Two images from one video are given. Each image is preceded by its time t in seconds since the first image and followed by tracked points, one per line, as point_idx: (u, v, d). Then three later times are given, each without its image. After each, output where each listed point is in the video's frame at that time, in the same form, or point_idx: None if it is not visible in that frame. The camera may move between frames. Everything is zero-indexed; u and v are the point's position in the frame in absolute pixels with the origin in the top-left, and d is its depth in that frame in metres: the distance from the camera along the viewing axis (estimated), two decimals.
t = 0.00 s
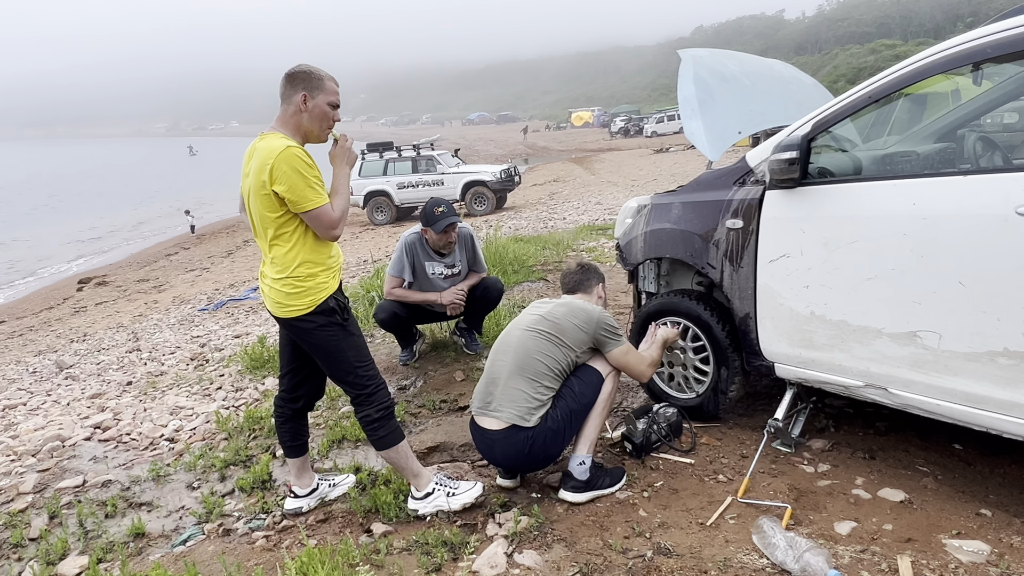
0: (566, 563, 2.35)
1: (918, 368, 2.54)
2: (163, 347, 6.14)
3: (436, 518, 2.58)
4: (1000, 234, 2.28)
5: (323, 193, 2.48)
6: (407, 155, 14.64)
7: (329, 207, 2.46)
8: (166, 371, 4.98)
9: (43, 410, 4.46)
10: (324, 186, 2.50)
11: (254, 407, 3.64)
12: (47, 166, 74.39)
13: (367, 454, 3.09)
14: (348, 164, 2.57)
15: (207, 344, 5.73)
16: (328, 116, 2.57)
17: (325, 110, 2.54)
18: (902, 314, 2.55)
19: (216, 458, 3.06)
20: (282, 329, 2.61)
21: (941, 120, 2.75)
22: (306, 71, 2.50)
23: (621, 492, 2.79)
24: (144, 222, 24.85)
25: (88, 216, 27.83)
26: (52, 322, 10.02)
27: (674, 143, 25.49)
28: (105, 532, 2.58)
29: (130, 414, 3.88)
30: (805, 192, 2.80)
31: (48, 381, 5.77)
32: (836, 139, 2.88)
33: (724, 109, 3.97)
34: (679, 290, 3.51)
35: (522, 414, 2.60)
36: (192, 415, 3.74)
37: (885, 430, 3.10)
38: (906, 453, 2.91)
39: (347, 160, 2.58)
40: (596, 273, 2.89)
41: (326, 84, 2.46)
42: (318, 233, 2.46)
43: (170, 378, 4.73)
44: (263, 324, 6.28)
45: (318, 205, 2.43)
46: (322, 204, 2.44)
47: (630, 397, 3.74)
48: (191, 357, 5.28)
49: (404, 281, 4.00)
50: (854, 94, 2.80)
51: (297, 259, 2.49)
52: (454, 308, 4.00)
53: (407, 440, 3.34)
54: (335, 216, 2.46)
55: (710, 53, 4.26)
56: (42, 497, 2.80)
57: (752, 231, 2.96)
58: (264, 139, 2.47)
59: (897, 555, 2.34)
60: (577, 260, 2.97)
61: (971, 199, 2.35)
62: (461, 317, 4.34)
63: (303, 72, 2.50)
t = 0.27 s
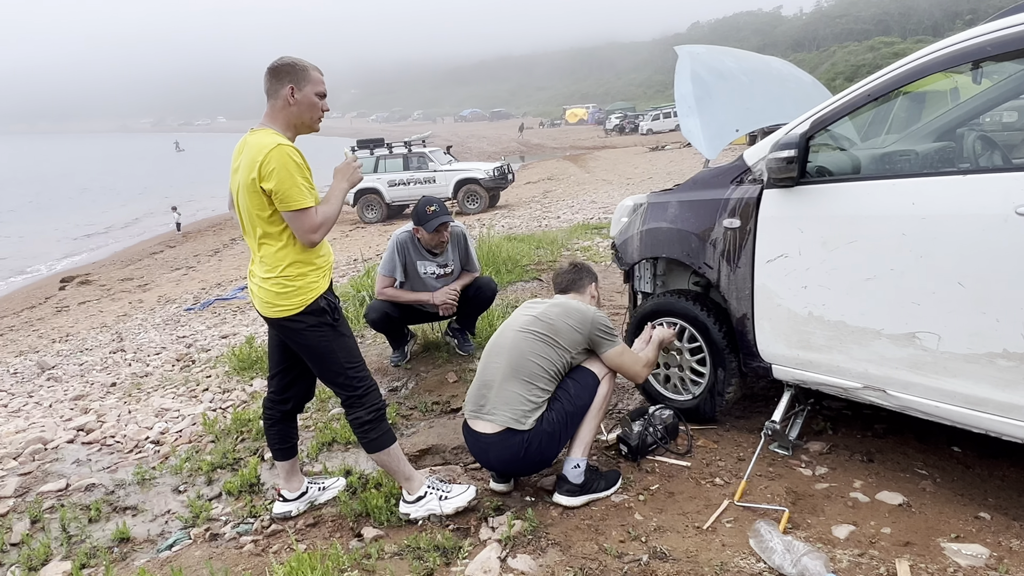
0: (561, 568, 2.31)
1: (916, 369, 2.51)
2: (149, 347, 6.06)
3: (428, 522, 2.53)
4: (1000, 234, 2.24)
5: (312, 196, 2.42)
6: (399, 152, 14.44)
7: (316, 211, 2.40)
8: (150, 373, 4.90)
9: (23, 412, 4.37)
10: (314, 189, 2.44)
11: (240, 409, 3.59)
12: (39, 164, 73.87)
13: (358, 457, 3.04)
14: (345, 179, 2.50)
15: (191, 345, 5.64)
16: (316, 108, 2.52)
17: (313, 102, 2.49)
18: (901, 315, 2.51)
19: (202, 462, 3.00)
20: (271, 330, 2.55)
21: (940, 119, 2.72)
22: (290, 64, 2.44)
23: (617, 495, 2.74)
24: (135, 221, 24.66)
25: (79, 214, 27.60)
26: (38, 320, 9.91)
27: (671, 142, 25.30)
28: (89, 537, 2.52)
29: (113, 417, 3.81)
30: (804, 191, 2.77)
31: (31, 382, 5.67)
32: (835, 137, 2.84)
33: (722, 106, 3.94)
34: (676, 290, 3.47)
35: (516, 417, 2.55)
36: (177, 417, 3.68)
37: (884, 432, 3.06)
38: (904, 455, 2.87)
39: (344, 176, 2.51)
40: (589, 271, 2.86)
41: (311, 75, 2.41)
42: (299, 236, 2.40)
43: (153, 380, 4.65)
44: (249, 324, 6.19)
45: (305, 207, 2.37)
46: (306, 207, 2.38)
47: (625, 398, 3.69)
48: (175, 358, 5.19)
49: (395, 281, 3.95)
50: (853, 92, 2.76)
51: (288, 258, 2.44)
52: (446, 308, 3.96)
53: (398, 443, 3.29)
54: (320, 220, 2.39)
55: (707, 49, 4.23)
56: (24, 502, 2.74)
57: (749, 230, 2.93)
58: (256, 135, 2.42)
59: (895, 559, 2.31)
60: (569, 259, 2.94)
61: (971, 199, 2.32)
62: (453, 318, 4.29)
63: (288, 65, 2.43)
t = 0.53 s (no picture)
0: None
1: (942, 377, 2.30)
2: (109, 350, 5.73)
3: (413, 542, 2.34)
4: None
5: (278, 198, 2.22)
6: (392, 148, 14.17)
7: (274, 212, 2.19)
8: (96, 383, 4.59)
9: None
10: (284, 192, 2.24)
11: (205, 419, 3.42)
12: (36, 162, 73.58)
13: (336, 471, 2.87)
14: (315, 198, 2.29)
15: (148, 352, 5.28)
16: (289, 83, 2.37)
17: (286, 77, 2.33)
18: (926, 318, 2.31)
19: (166, 477, 2.82)
20: (242, 334, 2.36)
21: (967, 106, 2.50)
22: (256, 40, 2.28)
23: (619, 512, 2.54)
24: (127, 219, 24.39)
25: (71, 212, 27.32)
26: (8, 314, 9.52)
27: (673, 132, 24.83)
28: (41, 559, 2.34)
29: (67, 428, 3.61)
30: (821, 183, 2.57)
31: None
32: (853, 126, 2.62)
33: (731, 91, 3.74)
34: (682, 291, 3.27)
35: (507, 431, 2.36)
36: (139, 428, 3.49)
37: (906, 445, 2.86)
38: (929, 470, 2.68)
39: (316, 196, 2.30)
40: (582, 265, 2.66)
41: (278, 47, 2.26)
42: (248, 232, 2.17)
43: (106, 390, 4.38)
44: (213, 328, 5.80)
45: (264, 204, 2.16)
46: (263, 202, 2.17)
47: (626, 406, 3.49)
48: (129, 367, 4.87)
49: (378, 280, 3.75)
50: (874, 76, 2.55)
51: (258, 255, 2.24)
52: (433, 309, 3.76)
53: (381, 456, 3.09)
54: (275, 221, 2.18)
55: (716, 30, 4.04)
56: None
57: (762, 226, 2.73)
58: (231, 119, 2.23)
59: None
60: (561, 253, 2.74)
61: (1005, 192, 2.12)
62: (441, 320, 4.09)
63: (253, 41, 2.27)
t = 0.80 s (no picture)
0: None
1: (957, 382, 2.17)
2: (75, 353, 5.53)
3: (399, 557, 2.25)
4: None
5: (256, 193, 2.09)
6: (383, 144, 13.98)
7: (252, 207, 2.06)
8: (60, 389, 4.44)
9: None
10: (263, 185, 2.11)
11: (179, 425, 3.42)
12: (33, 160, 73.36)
13: (318, 481, 2.82)
14: (294, 193, 2.17)
15: (117, 356, 5.10)
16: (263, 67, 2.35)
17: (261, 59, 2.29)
18: (941, 321, 2.18)
19: (138, 487, 2.84)
20: (221, 336, 2.24)
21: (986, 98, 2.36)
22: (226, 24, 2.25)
23: (617, 524, 2.42)
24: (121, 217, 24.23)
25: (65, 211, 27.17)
26: None
27: (673, 126, 24.63)
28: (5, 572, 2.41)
29: (32, 438, 3.54)
30: (831, 177, 2.44)
31: None
32: (866, 118, 2.49)
33: (736, 79, 3.61)
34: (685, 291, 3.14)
35: (498, 439, 2.24)
36: (109, 435, 3.48)
37: (920, 454, 2.73)
38: (943, 480, 2.55)
39: (295, 190, 2.18)
40: (574, 262, 2.54)
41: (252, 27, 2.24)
42: (225, 229, 2.04)
43: (71, 396, 4.24)
44: (186, 330, 5.62)
45: (241, 199, 2.04)
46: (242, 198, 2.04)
47: (624, 411, 3.37)
48: (97, 371, 4.72)
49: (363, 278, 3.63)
50: (887, 65, 2.41)
51: (237, 252, 2.12)
52: (421, 309, 3.65)
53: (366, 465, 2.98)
54: (253, 217, 2.05)
55: (722, 16, 3.92)
56: None
57: (768, 223, 2.60)
58: (206, 109, 2.10)
59: None
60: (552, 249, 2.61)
61: None
62: (430, 321, 3.96)
63: (223, 25, 2.24)
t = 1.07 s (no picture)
0: None
1: (952, 383, 2.17)
2: (63, 352, 5.49)
3: (391, 559, 2.24)
4: None
5: (246, 190, 2.07)
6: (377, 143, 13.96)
7: (242, 205, 2.04)
8: (64, 383, 4.48)
9: None
10: (253, 182, 2.09)
11: (169, 425, 3.39)
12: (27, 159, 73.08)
13: (309, 481, 2.80)
14: (284, 189, 2.15)
15: (113, 352, 5.16)
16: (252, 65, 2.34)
17: (250, 58, 2.27)
18: (936, 321, 2.18)
19: (127, 487, 2.82)
20: (212, 334, 2.23)
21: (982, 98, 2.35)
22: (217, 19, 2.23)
23: (611, 526, 2.40)
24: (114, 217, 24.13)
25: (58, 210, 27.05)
26: None
27: (669, 125, 24.63)
28: None
29: (21, 438, 3.52)
30: (827, 177, 2.43)
31: None
32: (861, 117, 2.48)
33: (731, 78, 3.60)
34: (680, 291, 3.13)
35: (490, 440, 2.22)
36: (97, 435, 3.45)
37: (915, 455, 2.73)
38: (937, 481, 2.55)
39: (285, 186, 2.16)
40: (566, 261, 2.52)
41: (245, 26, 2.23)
42: (214, 228, 2.02)
43: (66, 393, 4.24)
44: (182, 327, 5.68)
45: (230, 197, 2.02)
46: (230, 196, 2.02)
47: (618, 412, 3.36)
48: (97, 365, 4.77)
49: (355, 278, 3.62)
50: (883, 64, 2.40)
51: (226, 250, 2.09)
52: (413, 308, 3.63)
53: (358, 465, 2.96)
54: (243, 215, 2.03)
55: (717, 14, 3.91)
56: None
57: (764, 223, 2.59)
58: (193, 105, 2.08)
59: None
60: (544, 246, 2.60)
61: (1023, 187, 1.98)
62: (423, 321, 3.94)
63: (215, 20, 2.22)
